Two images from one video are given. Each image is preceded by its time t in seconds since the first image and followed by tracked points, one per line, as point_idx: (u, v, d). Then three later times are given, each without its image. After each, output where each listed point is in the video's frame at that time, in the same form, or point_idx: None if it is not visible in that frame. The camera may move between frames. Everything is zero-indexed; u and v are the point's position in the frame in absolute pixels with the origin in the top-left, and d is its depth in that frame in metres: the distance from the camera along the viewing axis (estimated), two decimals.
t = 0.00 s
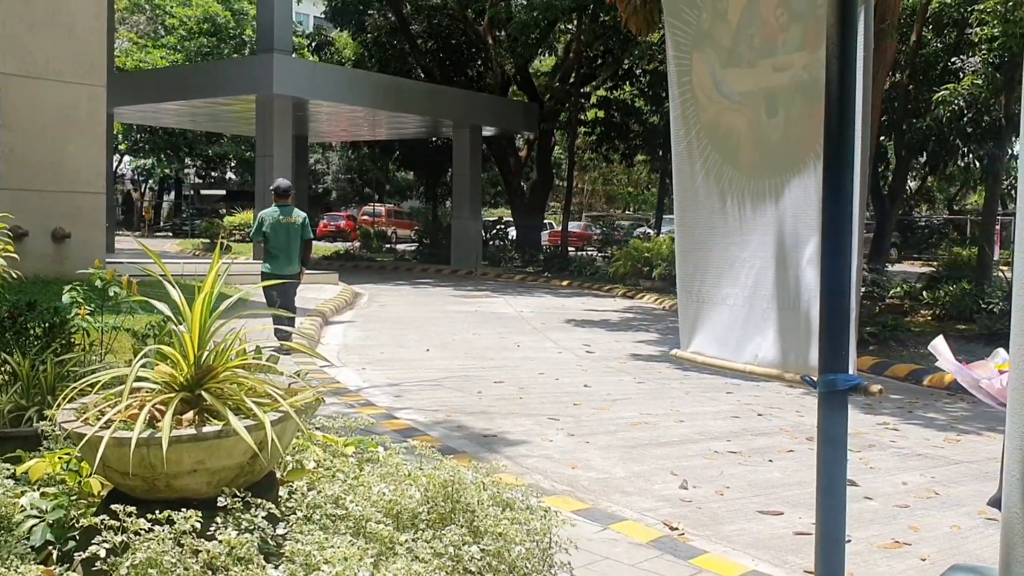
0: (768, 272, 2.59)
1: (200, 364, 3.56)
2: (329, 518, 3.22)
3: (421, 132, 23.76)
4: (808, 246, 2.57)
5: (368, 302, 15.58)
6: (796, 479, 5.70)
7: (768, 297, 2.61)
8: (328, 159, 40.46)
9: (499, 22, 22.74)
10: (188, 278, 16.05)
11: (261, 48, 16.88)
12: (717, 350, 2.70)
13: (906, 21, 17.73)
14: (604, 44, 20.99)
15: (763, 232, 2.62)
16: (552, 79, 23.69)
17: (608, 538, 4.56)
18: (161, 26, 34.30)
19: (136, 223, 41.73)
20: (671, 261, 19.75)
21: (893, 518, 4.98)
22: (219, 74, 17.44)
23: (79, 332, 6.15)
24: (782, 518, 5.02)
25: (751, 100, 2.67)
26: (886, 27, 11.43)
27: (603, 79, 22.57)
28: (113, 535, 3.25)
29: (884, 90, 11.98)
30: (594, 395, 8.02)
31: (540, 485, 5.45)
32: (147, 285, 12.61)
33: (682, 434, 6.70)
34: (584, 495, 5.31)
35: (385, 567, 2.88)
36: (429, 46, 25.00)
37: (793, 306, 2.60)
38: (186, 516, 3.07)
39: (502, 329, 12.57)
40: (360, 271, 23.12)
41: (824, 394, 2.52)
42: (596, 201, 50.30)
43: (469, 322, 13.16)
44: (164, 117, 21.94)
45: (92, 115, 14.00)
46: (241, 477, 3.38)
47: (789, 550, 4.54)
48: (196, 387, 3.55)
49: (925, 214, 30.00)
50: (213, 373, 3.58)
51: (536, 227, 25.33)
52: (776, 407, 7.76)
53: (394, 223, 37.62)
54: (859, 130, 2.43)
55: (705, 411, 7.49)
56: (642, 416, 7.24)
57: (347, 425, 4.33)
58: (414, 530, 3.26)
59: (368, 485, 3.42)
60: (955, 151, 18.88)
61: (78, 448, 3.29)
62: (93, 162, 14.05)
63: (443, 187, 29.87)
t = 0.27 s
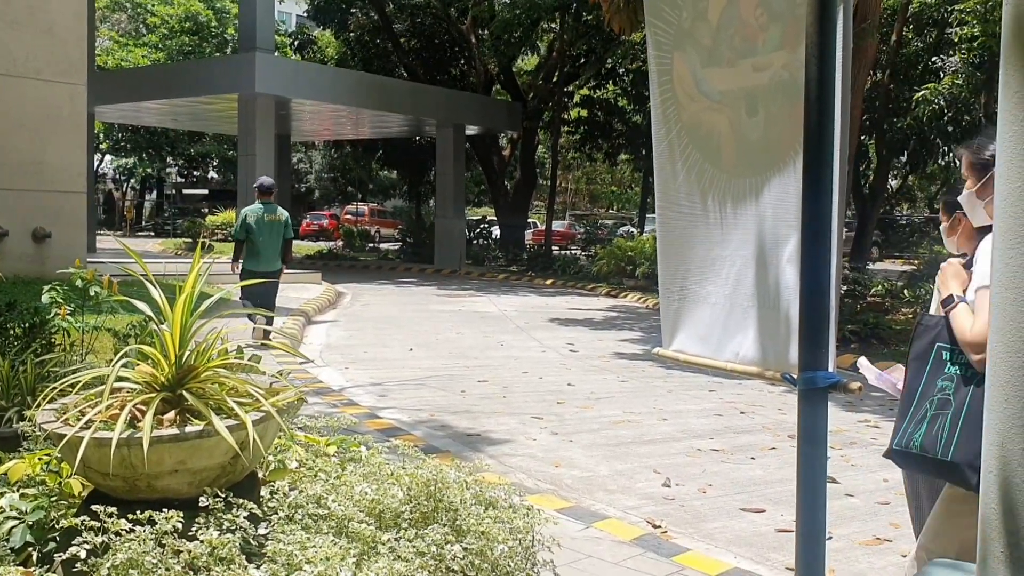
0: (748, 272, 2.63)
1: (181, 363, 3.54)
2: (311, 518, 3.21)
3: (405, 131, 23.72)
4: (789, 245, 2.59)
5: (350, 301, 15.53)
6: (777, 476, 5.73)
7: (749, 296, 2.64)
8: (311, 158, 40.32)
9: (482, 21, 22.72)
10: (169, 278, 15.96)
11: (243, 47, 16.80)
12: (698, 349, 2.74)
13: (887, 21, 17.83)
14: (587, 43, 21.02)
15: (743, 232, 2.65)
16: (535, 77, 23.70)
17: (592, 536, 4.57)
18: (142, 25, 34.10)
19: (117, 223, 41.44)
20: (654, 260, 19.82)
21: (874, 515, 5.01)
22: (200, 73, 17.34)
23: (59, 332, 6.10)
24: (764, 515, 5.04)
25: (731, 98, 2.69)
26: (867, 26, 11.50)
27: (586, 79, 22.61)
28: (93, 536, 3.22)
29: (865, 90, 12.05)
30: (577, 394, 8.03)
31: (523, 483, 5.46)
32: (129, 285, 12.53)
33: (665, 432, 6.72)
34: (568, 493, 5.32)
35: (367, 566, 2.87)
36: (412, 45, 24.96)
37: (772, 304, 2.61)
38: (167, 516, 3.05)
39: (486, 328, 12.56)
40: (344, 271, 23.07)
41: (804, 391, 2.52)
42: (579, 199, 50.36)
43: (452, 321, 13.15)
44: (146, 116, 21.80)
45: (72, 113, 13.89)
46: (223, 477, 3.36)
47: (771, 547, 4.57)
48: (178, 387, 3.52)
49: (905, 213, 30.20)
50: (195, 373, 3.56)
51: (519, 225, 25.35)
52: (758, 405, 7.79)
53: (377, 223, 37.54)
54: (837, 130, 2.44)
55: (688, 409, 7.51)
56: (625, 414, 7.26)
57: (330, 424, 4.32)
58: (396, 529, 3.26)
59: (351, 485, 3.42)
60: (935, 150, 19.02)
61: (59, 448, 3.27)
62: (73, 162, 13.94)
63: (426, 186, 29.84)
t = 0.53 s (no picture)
0: (736, 271, 2.71)
1: (171, 364, 3.53)
2: (301, 518, 3.20)
3: (395, 131, 23.69)
4: (776, 245, 2.62)
5: (340, 301, 15.52)
6: (767, 475, 5.74)
7: (737, 296, 2.71)
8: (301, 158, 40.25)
9: (472, 21, 22.73)
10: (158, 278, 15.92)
11: (232, 47, 16.76)
12: (687, 347, 2.82)
13: (876, 21, 17.91)
14: (577, 43, 21.04)
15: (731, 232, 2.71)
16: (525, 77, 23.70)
17: (582, 535, 4.58)
18: (131, 25, 33.99)
19: (106, 224, 41.29)
20: (644, 259, 19.87)
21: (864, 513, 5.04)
22: (190, 73, 17.29)
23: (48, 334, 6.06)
24: (753, 514, 5.06)
25: (719, 99, 2.72)
26: (855, 26, 11.54)
27: (576, 79, 22.63)
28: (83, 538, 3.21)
29: (854, 89, 12.10)
30: (568, 393, 8.04)
31: (513, 483, 5.46)
32: (118, 285, 12.48)
33: (656, 432, 6.73)
34: (559, 493, 5.32)
35: (358, 567, 2.87)
36: (402, 45, 24.95)
37: (760, 305, 2.67)
38: (157, 517, 3.04)
39: (477, 328, 12.56)
40: (334, 271, 23.04)
41: (793, 390, 2.55)
42: (569, 199, 50.42)
43: (443, 321, 13.15)
44: (135, 116, 21.73)
45: (61, 113, 13.84)
46: (214, 478, 3.36)
47: (761, 545, 4.58)
48: (168, 388, 3.51)
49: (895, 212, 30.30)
50: (185, 373, 3.55)
51: (510, 225, 25.36)
52: (748, 404, 7.80)
53: (368, 223, 37.51)
54: (825, 129, 2.45)
55: (678, 408, 7.53)
56: (615, 414, 7.28)
57: (320, 425, 4.31)
58: (387, 530, 3.25)
59: (341, 485, 3.41)
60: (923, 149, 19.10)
61: (48, 450, 3.25)
62: (61, 162, 13.88)
63: (417, 186, 29.83)
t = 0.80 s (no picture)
0: (726, 269, 2.75)
1: (159, 364, 3.52)
2: (291, 519, 3.20)
3: (384, 130, 23.66)
4: (762, 243, 2.64)
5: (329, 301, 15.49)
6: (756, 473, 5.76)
7: (724, 294, 2.77)
8: (289, 158, 40.13)
9: (460, 21, 22.72)
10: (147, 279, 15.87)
11: (220, 46, 16.71)
12: (676, 345, 2.90)
13: (863, 21, 17.97)
14: (565, 43, 21.05)
15: (719, 231, 2.77)
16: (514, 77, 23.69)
17: (572, 534, 4.58)
18: (118, 24, 33.85)
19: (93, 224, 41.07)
20: (633, 259, 19.90)
21: (852, 511, 5.05)
22: (177, 73, 17.22)
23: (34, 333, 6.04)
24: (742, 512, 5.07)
25: (707, 98, 2.76)
26: (842, 25, 11.58)
27: (564, 78, 22.64)
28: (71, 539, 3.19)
29: (841, 88, 12.14)
30: (557, 393, 8.05)
31: (503, 483, 5.47)
32: (105, 286, 12.43)
33: (645, 431, 6.75)
34: (548, 492, 5.33)
35: (348, 567, 2.86)
36: (390, 44, 24.93)
37: (747, 303, 2.70)
38: (145, 518, 3.02)
39: (466, 327, 12.56)
40: (322, 271, 22.99)
41: (780, 387, 2.56)
42: (558, 198, 50.44)
43: (432, 321, 13.14)
44: (122, 116, 21.63)
45: (47, 112, 13.77)
46: (202, 478, 3.34)
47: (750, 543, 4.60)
48: (156, 388, 3.50)
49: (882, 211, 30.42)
50: (173, 374, 3.54)
51: (498, 225, 25.37)
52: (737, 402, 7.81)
53: (356, 222, 37.43)
54: (813, 128, 2.46)
55: (667, 407, 7.54)
56: (604, 413, 7.29)
57: (309, 425, 4.30)
58: (376, 529, 3.25)
59: (330, 485, 3.40)
60: (910, 148, 19.19)
61: (36, 451, 3.24)
62: (48, 161, 13.81)
63: (405, 186, 29.79)
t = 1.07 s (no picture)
0: (720, 266, 2.75)
1: (151, 364, 3.51)
2: (283, 518, 3.19)
3: (375, 129, 23.60)
4: (756, 240, 2.64)
5: (320, 300, 15.46)
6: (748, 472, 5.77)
7: (718, 293, 2.78)
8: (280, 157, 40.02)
9: (452, 19, 22.67)
10: (137, 278, 15.82)
11: (210, 45, 16.65)
12: (670, 344, 2.91)
13: (854, 20, 17.98)
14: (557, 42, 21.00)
15: (712, 228, 2.77)
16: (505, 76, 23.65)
17: (565, 533, 4.59)
18: (108, 22, 33.68)
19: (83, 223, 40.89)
20: (625, 258, 19.90)
21: (843, 509, 5.06)
22: (167, 71, 17.14)
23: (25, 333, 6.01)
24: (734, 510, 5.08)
25: (700, 97, 2.78)
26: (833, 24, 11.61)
27: (556, 77, 22.62)
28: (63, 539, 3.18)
29: (832, 87, 12.16)
30: (549, 392, 8.04)
31: (495, 481, 5.47)
32: (95, 285, 12.37)
33: (637, 429, 6.75)
34: (540, 491, 5.33)
35: (340, 566, 2.86)
36: (381, 43, 24.89)
37: (741, 300, 2.70)
38: (138, 517, 3.01)
39: (458, 326, 12.54)
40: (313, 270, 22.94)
41: (773, 385, 2.56)
42: (550, 197, 50.41)
43: (424, 320, 13.12)
44: (112, 115, 21.53)
45: (37, 111, 13.71)
46: (194, 478, 3.33)
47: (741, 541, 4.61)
48: (148, 388, 3.49)
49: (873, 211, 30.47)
50: (165, 373, 3.53)
51: (490, 223, 25.35)
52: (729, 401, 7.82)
53: (347, 221, 37.37)
54: (807, 127, 2.47)
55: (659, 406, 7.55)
56: (597, 412, 7.29)
57: (301, 424, 4.29)
58: (369, 528, 3.23)
59: (322, 484, 3.39)
60: (901, 147, 19.21)
61: (27, 451, 3.22)
62: (37, 160, 13.75)
63: (397, 184, 29.74)
